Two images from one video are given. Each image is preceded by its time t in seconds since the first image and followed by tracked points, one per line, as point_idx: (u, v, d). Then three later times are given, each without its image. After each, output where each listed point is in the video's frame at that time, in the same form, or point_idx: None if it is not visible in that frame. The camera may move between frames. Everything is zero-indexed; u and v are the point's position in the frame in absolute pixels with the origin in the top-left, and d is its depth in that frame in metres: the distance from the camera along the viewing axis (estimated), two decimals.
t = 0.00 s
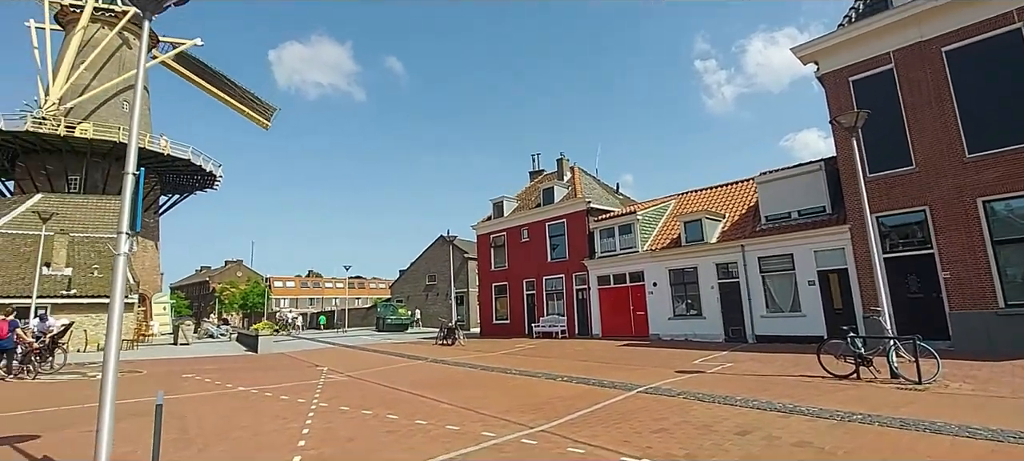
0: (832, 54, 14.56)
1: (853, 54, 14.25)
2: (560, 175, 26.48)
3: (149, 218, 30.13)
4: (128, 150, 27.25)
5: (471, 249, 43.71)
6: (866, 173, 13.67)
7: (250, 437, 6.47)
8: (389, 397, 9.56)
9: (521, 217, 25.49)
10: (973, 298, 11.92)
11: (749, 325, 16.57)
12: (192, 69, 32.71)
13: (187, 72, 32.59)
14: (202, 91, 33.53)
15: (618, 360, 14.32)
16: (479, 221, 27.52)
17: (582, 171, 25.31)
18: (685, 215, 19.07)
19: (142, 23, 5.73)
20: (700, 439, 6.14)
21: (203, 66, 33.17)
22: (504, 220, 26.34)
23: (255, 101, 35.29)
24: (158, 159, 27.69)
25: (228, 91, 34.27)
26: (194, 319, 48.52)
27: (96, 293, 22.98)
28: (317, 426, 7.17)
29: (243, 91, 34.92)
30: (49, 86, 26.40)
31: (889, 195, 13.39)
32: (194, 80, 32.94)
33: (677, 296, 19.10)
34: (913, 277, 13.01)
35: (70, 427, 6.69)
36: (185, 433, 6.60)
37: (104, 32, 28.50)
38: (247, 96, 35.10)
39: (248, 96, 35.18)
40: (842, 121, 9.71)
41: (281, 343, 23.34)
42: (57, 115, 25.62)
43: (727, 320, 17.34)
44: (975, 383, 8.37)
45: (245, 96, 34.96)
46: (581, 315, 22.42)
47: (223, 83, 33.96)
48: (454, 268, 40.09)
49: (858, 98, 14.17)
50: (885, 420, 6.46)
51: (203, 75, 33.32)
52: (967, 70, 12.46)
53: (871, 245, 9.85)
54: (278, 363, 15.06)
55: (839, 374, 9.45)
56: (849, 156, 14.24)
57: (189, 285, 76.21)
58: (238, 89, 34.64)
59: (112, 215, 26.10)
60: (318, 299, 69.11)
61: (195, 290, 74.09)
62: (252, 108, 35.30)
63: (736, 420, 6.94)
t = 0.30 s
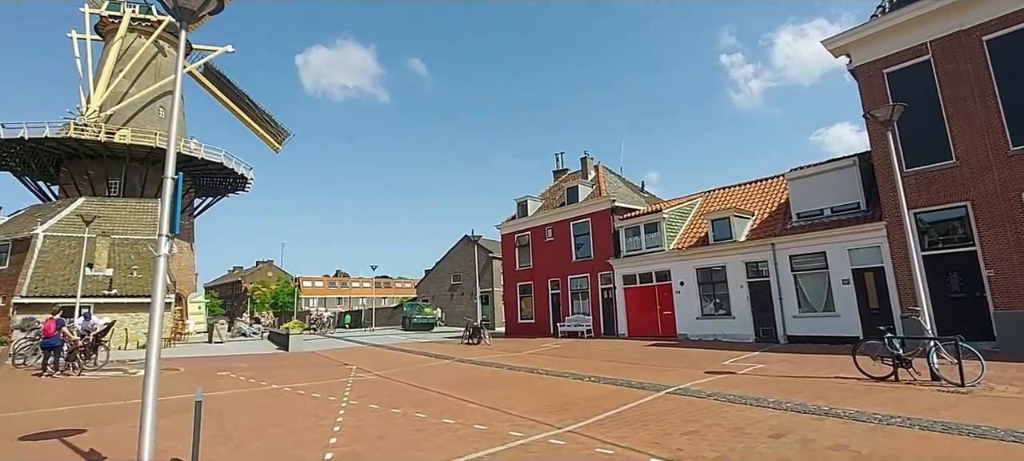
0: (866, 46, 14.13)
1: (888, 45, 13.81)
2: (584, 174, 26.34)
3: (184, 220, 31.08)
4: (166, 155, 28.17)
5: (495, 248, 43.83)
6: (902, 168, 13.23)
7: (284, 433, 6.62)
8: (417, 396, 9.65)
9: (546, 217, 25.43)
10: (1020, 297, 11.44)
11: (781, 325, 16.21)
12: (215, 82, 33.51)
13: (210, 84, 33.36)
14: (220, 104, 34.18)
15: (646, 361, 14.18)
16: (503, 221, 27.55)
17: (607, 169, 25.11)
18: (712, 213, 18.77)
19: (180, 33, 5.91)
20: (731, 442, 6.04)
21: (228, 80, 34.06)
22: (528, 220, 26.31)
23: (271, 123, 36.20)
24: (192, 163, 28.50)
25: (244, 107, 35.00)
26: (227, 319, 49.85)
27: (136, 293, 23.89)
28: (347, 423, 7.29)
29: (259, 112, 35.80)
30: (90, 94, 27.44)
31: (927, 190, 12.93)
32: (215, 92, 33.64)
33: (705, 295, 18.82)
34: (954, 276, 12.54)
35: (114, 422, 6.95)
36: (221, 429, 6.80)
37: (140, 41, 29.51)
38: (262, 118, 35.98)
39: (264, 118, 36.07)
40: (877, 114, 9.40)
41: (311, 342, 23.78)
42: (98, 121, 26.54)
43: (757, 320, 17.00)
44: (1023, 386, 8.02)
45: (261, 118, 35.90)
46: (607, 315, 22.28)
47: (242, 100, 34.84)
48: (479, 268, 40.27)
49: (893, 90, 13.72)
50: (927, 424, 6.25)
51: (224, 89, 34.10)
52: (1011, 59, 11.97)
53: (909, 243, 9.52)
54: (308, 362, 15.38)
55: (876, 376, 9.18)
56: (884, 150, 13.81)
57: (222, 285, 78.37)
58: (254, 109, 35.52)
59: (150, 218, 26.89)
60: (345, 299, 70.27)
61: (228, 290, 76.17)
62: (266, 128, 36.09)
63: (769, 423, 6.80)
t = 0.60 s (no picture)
0: (899, 38, 13.72)
1: (922, 37, 13.38)
2: (607, 174, 26.16)
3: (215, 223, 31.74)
4: (200, 161, 28.98)
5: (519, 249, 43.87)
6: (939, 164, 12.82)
7: (315, 431, 6.75)
8: (443, 396, 9.72)
9: (569, 217, 25.33)
10: None
11: (813, 326, 15.85)
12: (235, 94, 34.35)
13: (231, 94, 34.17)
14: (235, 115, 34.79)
15: (672, 362, 14.02)
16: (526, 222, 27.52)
17: (630, 169, 24.89)
18: (739, 212, 18.44)
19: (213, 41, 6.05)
20: (763, 445, 5.93)
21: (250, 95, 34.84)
22: (551, 220, 26.24)
23: (283, 144, 36.81)
24: (223, 167, 29.22)
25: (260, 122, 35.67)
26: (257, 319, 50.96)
27: (171, 293, 24.64)
28: (376, 422, 7.39)
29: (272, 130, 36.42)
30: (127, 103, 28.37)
31: (966, 186, 12.50)
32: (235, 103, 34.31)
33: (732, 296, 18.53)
34: (997, 275, 12.08)
35: (153, 419, 7.18)
36: (255, 426, 6.97)
37: (174, 50, 30.34)
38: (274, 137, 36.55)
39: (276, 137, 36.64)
40: (912, 108, 9.12)
41: (338, 342, 24.12)
42: (134, 129, 27.28)
43: (787, 322, 16.66)
44: None
45: (274, 138, 36.60)
46: (632, 316, 22.10)
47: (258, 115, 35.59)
48: (502, 268, 40.38)
49: (929, 84, 13.29)
50: (970, 429, 6.03)
51: (242, 102, 34.88)
52: None
53: (948, 241, 9.19)
54: (335, 361, 15.63)
55: (914, 379, 8.90)
56: (919, 145, 13.40)
57: (252, 287, 80.16)
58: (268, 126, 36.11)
59: (183, 221, 27.56)
60: (370, 300, 71.17)
61: (257, 291, 77.90)
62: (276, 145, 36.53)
63: (802, 426, 6.65)
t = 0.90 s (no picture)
0: (930, 26, 13.33)
1: (954, 24, 12.97)
2: (629, 176, 25.95)
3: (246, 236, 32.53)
4: (231, 177, 29.79)
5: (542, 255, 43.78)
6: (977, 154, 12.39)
7: (348, 439, 6.82)
8: (473, 403, 9.72)
9: (592, 222, 25.18)
10: None
11: (849, 326, 15.42)
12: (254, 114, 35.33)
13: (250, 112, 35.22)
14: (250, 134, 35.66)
15: (703, 366, 13.79)
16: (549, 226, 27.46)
17: (652, 170, 24.66)
18: (767, 211, 18.08)
19: (242, 63, 6.23)
20: (801, 449, 5.78)
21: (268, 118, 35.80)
22: (574, 224, 26.15)
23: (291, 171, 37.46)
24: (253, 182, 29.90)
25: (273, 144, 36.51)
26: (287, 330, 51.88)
27: (207, 306, 25.26)
28: (407, 430, 7.43)
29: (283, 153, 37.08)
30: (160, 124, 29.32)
31: (1007, 177, 12.04)
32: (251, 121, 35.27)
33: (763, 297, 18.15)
34: None
35: (193, 429, 7.36)
36: (291, 435, 7.08)
37: (203, 71, 31.27)
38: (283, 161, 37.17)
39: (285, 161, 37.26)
40: (947, 98, 8.83)
41: (367, 350, 24.37)
42: (168, 148, 28.15)
43: (822, 322, 16.24)
44: None
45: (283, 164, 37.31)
46: (660, 319, 21.83)
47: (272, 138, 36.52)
48: (526, 274, 40.36)
49: (963, 72, 12.88)
50: None
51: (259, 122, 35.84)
52: None
53: (992, 234, 8.84)
54: (365, 370, 15.79)
55: (960, 379, 8.57)
56: (955, 136, 12.98)
57: (281, 298, 81.70)
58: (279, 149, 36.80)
59: (216, 235, 28.21)
60: (396, 308, 71.78)
61: (287, 302, 79.30)
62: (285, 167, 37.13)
63: (842, 429, 6.45)
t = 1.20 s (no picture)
0: (961, 23, 12.97)
1: (987, 20, 12.59)
2: (654, 188, 25.72)
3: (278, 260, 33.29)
4: (263, 203, 30.64)
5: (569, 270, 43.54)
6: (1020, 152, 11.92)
7: None
8: (504, 422, 9.65)
9: (618, 235, 25.00)
10: None
11: (893, 335, 14.86)
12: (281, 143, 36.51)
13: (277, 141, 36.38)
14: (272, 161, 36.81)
15: (739, 380, 13.42)
16: (575, 241, 27.32)
17: (678, 181, 24.41)
18: (799, 218, 17.67)
19: (275, 94, 6.45)
20: None
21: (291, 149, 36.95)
22: (600, 239, 25.97)
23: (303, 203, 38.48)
24: (284, 207, 30.65)
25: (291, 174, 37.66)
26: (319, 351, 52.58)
27: (243, 330, 25.83)
28: (440, 450, 7.41)
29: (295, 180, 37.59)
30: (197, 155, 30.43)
31: None
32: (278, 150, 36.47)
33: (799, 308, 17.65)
34: None
35: (231, 451, 7.48)
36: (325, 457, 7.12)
37: (236, 102, 32.41)
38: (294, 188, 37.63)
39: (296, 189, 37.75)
40: (984, 95, 8.54)
41: (397, 371, 24.48)
42: (204, 178, 29.18)
43: (864, 332, 15.69)
44: None
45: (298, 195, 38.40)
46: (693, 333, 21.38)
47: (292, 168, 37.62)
48: (554, 290, 40.19)
49: (1000, 67, 12.46)
50: None
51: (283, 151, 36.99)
52: None
53: None
54: (396, 390, 15.86)
55: (1016, 389, 8.12)
56: (995, 134, 12.53)
57: (313, 321, 82.98)
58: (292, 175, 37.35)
59: (250, 260, 28.88)
60: (425, 329, 72.02)
61: (318, 325, 80.39)
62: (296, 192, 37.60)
63: (890, 444, 6.19)
